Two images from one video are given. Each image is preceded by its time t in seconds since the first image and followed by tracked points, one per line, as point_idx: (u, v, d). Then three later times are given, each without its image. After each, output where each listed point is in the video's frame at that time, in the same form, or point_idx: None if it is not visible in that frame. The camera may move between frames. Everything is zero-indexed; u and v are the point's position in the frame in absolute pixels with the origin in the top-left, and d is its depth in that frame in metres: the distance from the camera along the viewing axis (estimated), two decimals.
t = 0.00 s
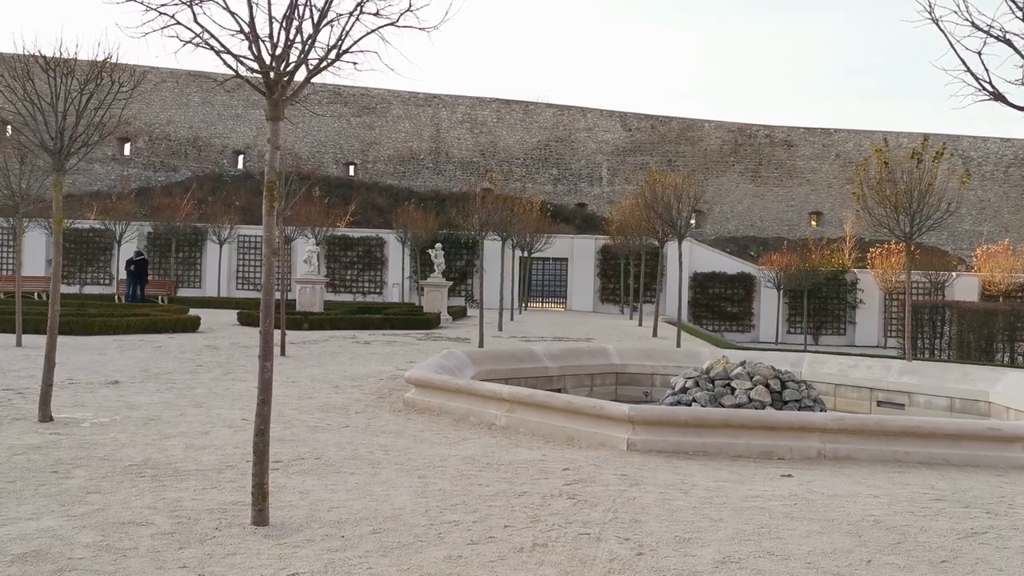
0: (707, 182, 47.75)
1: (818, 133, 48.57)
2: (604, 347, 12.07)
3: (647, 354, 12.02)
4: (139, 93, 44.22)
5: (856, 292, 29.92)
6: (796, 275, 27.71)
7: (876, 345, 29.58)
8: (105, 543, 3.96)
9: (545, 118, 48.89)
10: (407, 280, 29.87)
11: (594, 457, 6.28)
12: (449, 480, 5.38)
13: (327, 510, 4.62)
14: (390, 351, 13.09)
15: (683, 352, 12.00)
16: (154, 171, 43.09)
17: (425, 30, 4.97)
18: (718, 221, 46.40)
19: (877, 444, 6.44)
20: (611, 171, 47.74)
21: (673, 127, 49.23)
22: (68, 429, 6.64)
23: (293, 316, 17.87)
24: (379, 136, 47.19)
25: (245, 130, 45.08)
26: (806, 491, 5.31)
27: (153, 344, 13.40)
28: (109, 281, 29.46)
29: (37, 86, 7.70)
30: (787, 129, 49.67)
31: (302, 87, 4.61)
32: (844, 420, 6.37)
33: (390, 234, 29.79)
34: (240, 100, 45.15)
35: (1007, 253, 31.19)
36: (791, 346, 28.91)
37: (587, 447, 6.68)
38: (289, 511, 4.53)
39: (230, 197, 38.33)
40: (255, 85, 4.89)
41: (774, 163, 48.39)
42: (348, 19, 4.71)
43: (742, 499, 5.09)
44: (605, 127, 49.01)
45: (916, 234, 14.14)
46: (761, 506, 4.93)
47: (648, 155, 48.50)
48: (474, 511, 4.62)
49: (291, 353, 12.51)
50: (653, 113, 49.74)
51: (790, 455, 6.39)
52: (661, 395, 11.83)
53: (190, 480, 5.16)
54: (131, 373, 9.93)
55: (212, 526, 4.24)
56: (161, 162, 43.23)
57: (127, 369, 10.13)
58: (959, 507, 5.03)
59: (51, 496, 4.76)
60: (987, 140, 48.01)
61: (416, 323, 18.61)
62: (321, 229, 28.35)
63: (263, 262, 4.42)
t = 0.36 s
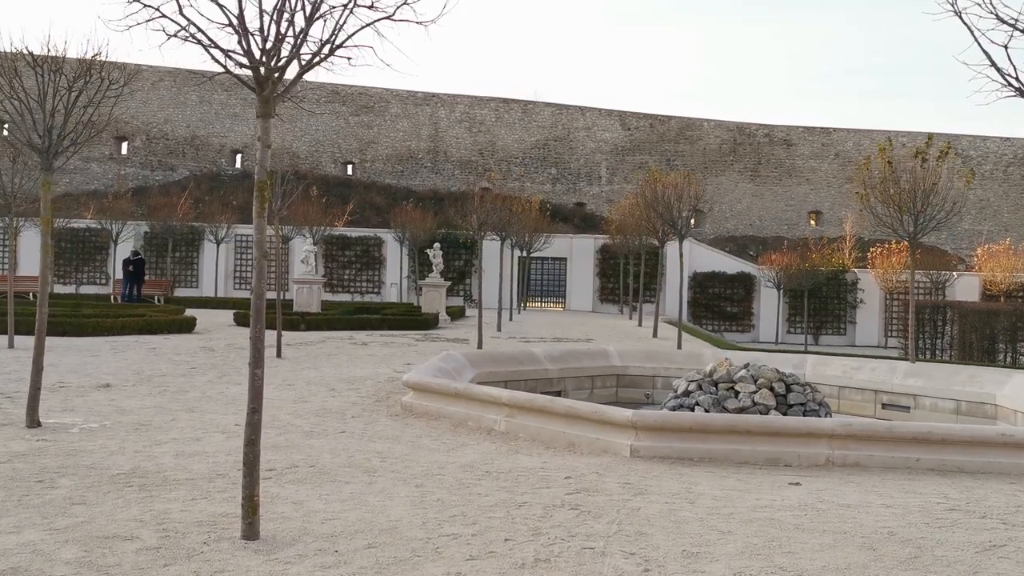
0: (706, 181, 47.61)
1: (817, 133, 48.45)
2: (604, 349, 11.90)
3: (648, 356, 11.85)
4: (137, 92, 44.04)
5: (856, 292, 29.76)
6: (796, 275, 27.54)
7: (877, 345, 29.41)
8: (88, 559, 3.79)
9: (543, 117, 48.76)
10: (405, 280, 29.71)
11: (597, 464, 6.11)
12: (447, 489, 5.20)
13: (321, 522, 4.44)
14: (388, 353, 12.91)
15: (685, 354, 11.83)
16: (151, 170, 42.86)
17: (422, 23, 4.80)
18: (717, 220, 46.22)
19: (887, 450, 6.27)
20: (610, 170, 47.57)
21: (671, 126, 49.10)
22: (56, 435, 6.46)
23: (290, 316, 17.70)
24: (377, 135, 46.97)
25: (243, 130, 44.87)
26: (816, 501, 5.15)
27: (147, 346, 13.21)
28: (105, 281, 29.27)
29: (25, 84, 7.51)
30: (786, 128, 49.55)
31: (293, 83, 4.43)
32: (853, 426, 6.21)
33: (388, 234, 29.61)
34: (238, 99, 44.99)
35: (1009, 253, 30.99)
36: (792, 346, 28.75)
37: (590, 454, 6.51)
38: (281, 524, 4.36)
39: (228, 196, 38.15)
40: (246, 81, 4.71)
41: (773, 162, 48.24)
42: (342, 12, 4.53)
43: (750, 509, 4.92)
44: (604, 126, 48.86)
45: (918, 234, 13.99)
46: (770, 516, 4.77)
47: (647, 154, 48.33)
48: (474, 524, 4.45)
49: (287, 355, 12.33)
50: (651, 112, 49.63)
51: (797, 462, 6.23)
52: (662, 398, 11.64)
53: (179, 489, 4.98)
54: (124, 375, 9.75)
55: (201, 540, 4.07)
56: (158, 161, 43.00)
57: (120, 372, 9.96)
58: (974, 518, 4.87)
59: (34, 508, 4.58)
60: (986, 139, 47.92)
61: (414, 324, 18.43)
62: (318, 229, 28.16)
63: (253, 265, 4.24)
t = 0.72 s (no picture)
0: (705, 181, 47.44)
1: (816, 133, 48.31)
2: (606, 349, 11.73)
3: (650, 357, 11.68)
4: (134, 92, 43.87)
5: (857, 292, 29.61)
6: (796, 275, 27.36)
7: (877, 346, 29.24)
8: (74, 570, 3.61)
9: (542, 117, 48.61)
10: (404, 280, 29.55)
11: (602, 467, 5.95)
12: (449, 494, 5.03)
13: (318, 528, 4.27)
14: (387, 353, 12.74)
15: (688, 354, 11.66)
16: (148, 170, 42.59)
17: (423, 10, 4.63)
18: (716, 221, 46.04)
19: (900, 453, 6.11)
20: (608, 170, 47.39)
21: (670, 126, 49.01)
22: (46, 438, 6.27)
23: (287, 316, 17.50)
24: (375, 135, 46.74)
25: (240, 130, 44.61)
26: (831, 507, 4.98)
27: (142, 346, 13.01)
28: (101, 281, 29.06)
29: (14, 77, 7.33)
30: (785, 128, 49.43)
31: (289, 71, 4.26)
32: (865, 428, 6.05)
33: (386, 234, 29.42)
34: (235, 99, 44.86)
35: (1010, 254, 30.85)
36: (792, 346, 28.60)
37: (595, 457, 6.34)
38: (277, 531, 4.18)
39: (226, 196, 37.97)
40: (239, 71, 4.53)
41: (772, 162, 48.09)
42: None
43: (763, 515, 4.76)
44: (603, 126, 48.74)
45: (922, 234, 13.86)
46: (785, 522, 4.60)
47: (645, 154, 48.16)
48: (477, 531, 4.28)
49: (284, 356, 12.14)
50: (650, 112, 49.48)
51: (808, 465, 6.07)
52: (664, 399, 11.48)
53: (171, 495, 4.80)
54: (117, 376, 9.56)
55: (192, 549, 3.89)
56: (155, 161, 42.73)
57: (114, 372, 9.77)
58: (995, 524, 4.70)
59: (20, 514, 4.40)
60: (985, 139, 47.82)
61: (413, 324, 18.24)
62: (316, 229, 27.96)
63: (248, 262, 4.07)
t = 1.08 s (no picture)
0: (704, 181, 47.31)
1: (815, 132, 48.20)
2: (608, 350, 11.57)
3: (653, 359, 11.53)
4: (131, 91, 43.72)
5: (858, 292, 29.46)
6: (797, 276, 27.17)
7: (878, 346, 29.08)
8: None
9: (541, 117, 48.50)
10: (402, 280, 29.39)
11: (610, 476, 5.79)
12: (453, 505, 4.85)
13: (318, 541, 4.11)
14: (387, 355, 12.58)
15: (692, 356, 11.50)
16: (145, 170, 42.34)
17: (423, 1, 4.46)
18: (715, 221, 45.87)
19: (914, 461, 5.96)
20: (607, 170, 47.23)
21: (669, 126, 48.93)
22: (37, 444, 6.09)
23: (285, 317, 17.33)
24: (374, 135, 46.56)
25: (238, 130, 44.39)
26: (847, 518, 4.83)
27: (138, 348, 12.81)
28: (99, 282, 28.86)
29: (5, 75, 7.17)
30: (784, 128, 49.30)
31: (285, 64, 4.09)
32: (880, 435, 5.90)
33: (385, 234, 29.24)
34: (233, 98, 44.73)
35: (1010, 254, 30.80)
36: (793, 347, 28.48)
37: (601, 464, 6.19)
38: (276, 545, 4.02)
39: (224, 195, 37.83)
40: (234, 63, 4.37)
41: (771, 162, 47.97)
42: None
43: (778, 526, 4.59)
44: (601, 126, 48.61)
45: (928, 234, 13.76)
46: (801, 534, 4.44)
47: (644, 153, 48.02)
48: (482, 544, 4.12)
49: (282, 358, 11.97)
50: (649, 112, 49.38)
51: (821, 473, 5.93)
52: (667, 401, 11.33)
53: (165, 506, 4.62)
54: (113, 379, 9.38)
55: (186, 565, 3.73)
56: (153, 160, 42.50)
57: (109, 376, 9.59)
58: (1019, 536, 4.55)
59: (8, 526, 4.23)
60: (984, 139, 47.74)
61: (412, 325, 18.06)
62: (314, 229, 27.77)
63: (244, 264, 3.91)
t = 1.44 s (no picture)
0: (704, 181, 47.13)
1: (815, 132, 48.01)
2: (610, 351, 11.39)
3: (657, 359, 11.34)
4: (130, 90, 43.52)
5: (860, 293, 29.26)
6: (799, 276, 26.96)
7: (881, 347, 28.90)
8: None
9: (541, 116, 48.32)
10: (402, 280, 29.21)
11: (614, 481, 5.61)
12: (452, 511, 4.66)
13: (310, 551, 3.92)
14: (386, 356, 12.39)
15: (695, 357, 11.32)
16: (144, 169, 42.08)
17: None
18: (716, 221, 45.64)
19: (929, 465, 5.78)
20: (607, 169, 47.07)
21: (669, 126, 48.74)
22: (22, 446, 5.87)
23: (283, 316, 17.14)
24: (373, 135, 46.35)
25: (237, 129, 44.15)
26: (862, 526, 4.65)
27: (133, 348, 12.60)
28: (96, 281, 28.66)
29: None
30: (785, 128, 49.09)
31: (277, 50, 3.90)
32: (895, 438, 5.71)
33: (384, 233, 29.06)
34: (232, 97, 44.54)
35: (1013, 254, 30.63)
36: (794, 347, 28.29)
37: (606, 469, 6.01)
38: (266, 556, 3.82)
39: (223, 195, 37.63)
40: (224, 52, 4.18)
41: (772, 162, 47.81)
42: None
43: (790, 535, 4.41)
44: (601, 126, 48.41)
45: (934, 234, 13.68)
46: (816, 543, 4.25)
47: (645, 153, 47.83)
48: (483, 554, 3.93)
49: (279, 358, 11.77)
50: (649, 112, 49.20)
51: (832, 477, 5.75)
52: (671, 403, 11.14)
53: (152, 514, 4.42)
54: (105, 380, 9.17)
55: None
56: (151, 160, 42.24)
57: (102, 377, 9.37)
58: None
59: None
60: (985, 140, 47.59)
61: (411, 325, 17.88)
62: (313, 228, 27.57)
63: (232, 260, 3.72)
